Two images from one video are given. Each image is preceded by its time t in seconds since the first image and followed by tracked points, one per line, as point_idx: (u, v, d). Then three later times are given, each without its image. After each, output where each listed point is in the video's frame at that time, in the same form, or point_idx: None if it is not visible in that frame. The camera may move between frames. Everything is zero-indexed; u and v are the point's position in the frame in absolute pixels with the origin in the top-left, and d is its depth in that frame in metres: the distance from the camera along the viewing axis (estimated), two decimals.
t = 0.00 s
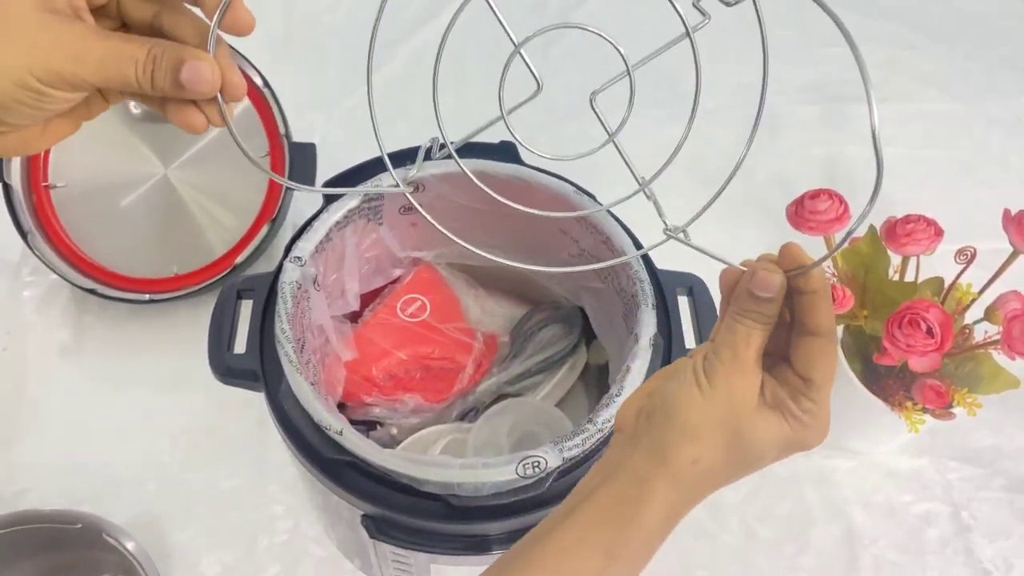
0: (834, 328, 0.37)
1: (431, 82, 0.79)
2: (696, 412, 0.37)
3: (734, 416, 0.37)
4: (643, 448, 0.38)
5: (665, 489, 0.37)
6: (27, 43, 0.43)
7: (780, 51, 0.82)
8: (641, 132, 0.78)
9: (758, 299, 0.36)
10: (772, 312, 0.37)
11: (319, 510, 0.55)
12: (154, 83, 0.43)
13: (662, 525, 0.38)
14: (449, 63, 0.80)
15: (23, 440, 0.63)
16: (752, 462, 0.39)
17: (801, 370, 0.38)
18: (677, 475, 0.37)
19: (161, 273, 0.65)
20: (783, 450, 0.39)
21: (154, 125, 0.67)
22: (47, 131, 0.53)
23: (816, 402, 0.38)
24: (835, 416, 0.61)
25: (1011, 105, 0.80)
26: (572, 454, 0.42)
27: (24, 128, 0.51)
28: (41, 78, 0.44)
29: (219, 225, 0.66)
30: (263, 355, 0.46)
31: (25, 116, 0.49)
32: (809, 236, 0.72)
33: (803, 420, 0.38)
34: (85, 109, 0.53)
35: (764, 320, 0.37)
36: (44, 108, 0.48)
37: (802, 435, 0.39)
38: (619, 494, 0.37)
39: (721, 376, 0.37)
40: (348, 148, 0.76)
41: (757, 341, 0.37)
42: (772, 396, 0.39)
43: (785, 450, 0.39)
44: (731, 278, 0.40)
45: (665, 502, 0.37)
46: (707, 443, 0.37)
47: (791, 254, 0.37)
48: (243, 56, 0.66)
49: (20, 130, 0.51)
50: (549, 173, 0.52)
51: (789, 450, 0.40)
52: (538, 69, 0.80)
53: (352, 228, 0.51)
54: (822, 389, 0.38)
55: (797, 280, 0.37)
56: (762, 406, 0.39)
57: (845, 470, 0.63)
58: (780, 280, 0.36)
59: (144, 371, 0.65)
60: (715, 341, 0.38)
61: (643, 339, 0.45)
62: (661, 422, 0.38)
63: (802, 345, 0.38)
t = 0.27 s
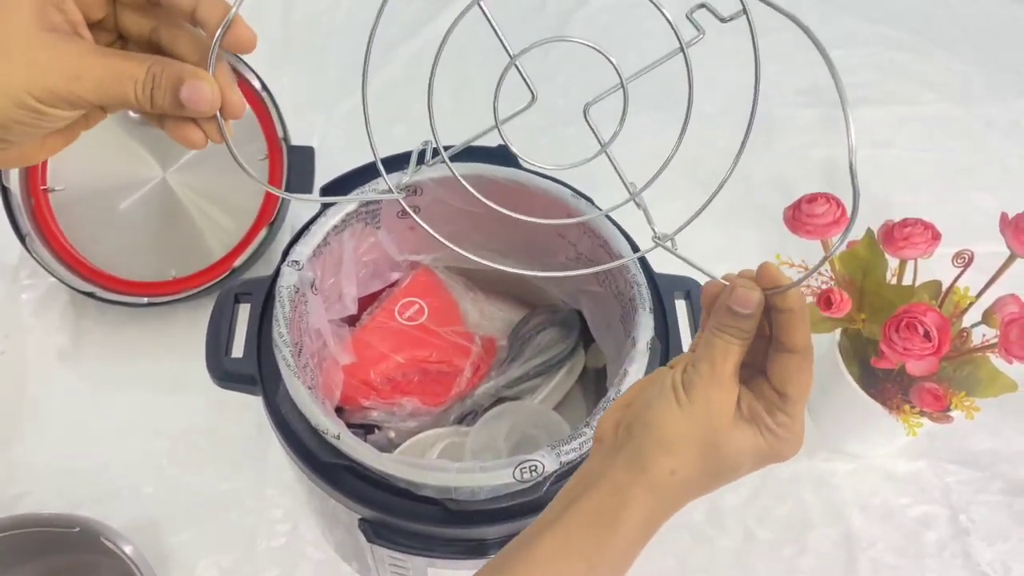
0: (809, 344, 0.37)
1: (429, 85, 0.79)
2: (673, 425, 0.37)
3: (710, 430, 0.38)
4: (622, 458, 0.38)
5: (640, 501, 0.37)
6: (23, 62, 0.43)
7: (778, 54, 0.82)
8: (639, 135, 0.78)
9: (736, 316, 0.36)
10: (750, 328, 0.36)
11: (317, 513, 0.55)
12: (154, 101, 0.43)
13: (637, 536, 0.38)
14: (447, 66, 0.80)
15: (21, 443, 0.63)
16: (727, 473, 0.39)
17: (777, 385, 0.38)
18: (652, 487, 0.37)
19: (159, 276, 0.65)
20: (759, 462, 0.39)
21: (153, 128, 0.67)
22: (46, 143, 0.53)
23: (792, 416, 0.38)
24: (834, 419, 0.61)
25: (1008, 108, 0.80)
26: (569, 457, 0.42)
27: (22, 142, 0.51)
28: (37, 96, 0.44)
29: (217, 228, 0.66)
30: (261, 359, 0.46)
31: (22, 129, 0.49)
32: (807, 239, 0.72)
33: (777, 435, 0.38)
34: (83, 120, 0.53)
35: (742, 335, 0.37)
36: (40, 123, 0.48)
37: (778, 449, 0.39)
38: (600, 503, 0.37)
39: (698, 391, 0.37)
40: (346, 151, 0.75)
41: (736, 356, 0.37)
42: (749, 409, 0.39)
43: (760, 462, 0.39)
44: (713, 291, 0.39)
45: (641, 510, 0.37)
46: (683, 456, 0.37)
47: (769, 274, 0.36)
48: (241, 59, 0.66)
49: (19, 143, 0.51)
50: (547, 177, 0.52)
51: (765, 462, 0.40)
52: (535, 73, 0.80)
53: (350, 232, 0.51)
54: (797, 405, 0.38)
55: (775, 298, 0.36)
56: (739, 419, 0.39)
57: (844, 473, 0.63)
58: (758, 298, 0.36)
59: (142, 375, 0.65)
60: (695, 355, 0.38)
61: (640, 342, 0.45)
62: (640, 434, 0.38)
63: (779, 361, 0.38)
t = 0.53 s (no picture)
0: (765, 324, 0.36)
1: (428, 86, 0.79)
2: (623, 414, 0.38)
3: (662, 418, 0.37)
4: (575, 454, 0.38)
5: (590, 492, 0.37)
6: (64, 26, 0.43)
7: (777, 54, 0.82)
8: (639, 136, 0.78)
9: (688, 301, 0.37)
10: (700, 312, 0.38)
11: (316, 513, 0.55)
12: (190, 61, 0.43)
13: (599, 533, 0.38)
14: (446, 67, 0.80)
15: (20, 443, 0.63)
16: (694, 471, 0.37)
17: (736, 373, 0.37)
18: (604, 478, 0.37)
19: (159, 276, 0.65)
20: (729, 461, 0.37)
21: (152, 128, 0.67)
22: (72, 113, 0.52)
23: (753, 406, 0.36)
24: (832, 419, 0.61)
25: (1007, 108, 0.80)
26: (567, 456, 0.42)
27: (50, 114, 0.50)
28: (78, 66, 0.44)
29: (217, 228, 0.66)
30: (259, 358, 0.46)
31: (56, 100, 0.48)
32: (805, 240, 0.72)
33: (739, 426, 0.36)
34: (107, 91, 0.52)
35: (700, 322, 0.38)
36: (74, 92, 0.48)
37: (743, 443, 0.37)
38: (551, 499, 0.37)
39: (649, 378, 0.38)
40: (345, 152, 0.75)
41: (694, 342, 0.38)
42: (709, 402, 0.38)
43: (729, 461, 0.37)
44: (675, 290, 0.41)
45: (592, 507, 0.37)
46: (635, 445, 0.37)
47: (719, 253, 0.37)
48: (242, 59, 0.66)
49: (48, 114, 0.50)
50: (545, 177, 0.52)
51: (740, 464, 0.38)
52: (535, 73, 0.81)
53: (348, 232, 0.51)
54: (758, 393, 0.36)
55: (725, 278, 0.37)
56: (697, 410, 0.38)
57: (842, 473, 0.63)
58: (705, 277, 0.37)
59: (141, 375, 0.66)
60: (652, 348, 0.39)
61: (638, 342, 0.45)
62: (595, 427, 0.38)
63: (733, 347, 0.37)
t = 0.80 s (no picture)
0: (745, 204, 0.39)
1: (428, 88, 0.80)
2: (628, 329, 0.36)
3: (671, 319, 0.36)
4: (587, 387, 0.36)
5: (610, 412, 0.35)
6: None
7: (776, 57, 0.83)
8: (638, 138, 0.78)
9: (668, 211, 0.39)
10: (689, 213, 0.39)
11: (316, 514, 0.55)
12: None
13: (631, 456, 0.34)
14: (446, 69, 0.81)
15: (21, 444, 0.63)
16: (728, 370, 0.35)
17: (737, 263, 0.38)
18: (619, 393, 0.35)
19: (159, 277, 0.66)
20: (764, 345, 0.35)
21: (153, 131, 0.67)
22: (82, 45, 0.47)
23: (766, 282, 0.37)
24: (829, 420, 0.62)
25: (1004, 110, 0.80)
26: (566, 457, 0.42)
27: (55, 33, 0.46)
28: None
29: (217, 230, 0.67)
30: (259, 360, 0.46)
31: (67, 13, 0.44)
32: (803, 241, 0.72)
33: (759, 300, 0.36)
34: (119, 29, 0.48)
35: (687, 231, 0.39)
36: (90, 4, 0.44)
37: (770, 316, 0.36)
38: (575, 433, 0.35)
39: (645, 289, 0.37)
40: (345, 154, 0.76)
41: (691, 244, 0.39)
42: (719, 297, 0.37)
43: (764, 344, 0.35)
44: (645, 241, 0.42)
45: (619, 425, 0.34)
46: (651, 351, 0.35)
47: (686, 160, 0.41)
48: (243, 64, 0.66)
49: (52, 32, 0.45)
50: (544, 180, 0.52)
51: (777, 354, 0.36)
52: (534, 75, 0.81)
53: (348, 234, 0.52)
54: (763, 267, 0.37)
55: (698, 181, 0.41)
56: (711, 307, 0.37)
57: (840, 474, 0.63)
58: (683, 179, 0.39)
59: (141, 376, 0.66)
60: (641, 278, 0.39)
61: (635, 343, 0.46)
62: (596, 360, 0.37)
63: (727, 231, 0.39)
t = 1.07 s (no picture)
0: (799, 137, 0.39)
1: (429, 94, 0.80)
2: (704, 282, 0.36)
3: (748, 263, 0.35)
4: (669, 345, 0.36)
5: (696, 366, 0.34)
6: None
7: (774, 62, 0.83)
8: (637, 143, 0.78)
9: (721, 161, 0.39)
10: (743, 160, 0.39)
11: (318, 517, 0.56)
12: None
13: (722, 409, 0.34)
14: (447, 75, 0.81)
15: (24, 448, 0.63)
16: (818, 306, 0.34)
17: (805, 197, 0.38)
18: (705, 345, 0.35)
19: (162, 282, 0.66)
20: (851, 276, 0.34)
21: (155, 137, 0.67)
22: (75, 73, 0.47)
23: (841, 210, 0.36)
24: (828, 423, 0.62)
25: (1003, 115, 0.81)
26: (565, 461, 0.42)
27: (53, 57, 0.46)
28: None
29: (220, 235, 0.67)
30: (263, 365, 0.47)
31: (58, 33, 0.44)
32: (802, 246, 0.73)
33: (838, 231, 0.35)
34: (115, 49, 0.48)
35: (743, 177, 0.38)
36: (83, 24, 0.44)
37: (852, 245, 0.35)
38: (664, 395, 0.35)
39: (715, 239, 0.37)
40: (346, 158, 0.76)
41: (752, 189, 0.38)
42: (795, 234, 0.36)
43: (851, 275, 0.34)
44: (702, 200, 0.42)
45: (709, 378, 0.34)
46: (733, 299, 0.35)
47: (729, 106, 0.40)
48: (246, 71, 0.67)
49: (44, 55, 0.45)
50: (544, 186, 0.52)
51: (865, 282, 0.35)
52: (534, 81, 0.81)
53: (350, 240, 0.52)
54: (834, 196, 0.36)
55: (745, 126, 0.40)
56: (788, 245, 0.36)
57: (838, 477, 0.63)
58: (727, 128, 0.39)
59: (143, 380, 0.66)
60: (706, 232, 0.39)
61: (635, 347, 0.46)
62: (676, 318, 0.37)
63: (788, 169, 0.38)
